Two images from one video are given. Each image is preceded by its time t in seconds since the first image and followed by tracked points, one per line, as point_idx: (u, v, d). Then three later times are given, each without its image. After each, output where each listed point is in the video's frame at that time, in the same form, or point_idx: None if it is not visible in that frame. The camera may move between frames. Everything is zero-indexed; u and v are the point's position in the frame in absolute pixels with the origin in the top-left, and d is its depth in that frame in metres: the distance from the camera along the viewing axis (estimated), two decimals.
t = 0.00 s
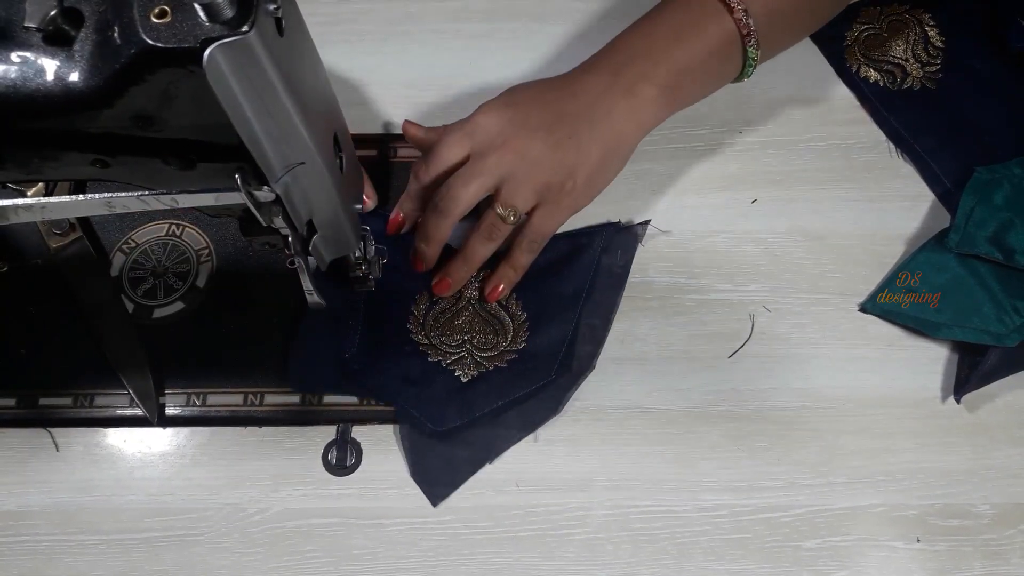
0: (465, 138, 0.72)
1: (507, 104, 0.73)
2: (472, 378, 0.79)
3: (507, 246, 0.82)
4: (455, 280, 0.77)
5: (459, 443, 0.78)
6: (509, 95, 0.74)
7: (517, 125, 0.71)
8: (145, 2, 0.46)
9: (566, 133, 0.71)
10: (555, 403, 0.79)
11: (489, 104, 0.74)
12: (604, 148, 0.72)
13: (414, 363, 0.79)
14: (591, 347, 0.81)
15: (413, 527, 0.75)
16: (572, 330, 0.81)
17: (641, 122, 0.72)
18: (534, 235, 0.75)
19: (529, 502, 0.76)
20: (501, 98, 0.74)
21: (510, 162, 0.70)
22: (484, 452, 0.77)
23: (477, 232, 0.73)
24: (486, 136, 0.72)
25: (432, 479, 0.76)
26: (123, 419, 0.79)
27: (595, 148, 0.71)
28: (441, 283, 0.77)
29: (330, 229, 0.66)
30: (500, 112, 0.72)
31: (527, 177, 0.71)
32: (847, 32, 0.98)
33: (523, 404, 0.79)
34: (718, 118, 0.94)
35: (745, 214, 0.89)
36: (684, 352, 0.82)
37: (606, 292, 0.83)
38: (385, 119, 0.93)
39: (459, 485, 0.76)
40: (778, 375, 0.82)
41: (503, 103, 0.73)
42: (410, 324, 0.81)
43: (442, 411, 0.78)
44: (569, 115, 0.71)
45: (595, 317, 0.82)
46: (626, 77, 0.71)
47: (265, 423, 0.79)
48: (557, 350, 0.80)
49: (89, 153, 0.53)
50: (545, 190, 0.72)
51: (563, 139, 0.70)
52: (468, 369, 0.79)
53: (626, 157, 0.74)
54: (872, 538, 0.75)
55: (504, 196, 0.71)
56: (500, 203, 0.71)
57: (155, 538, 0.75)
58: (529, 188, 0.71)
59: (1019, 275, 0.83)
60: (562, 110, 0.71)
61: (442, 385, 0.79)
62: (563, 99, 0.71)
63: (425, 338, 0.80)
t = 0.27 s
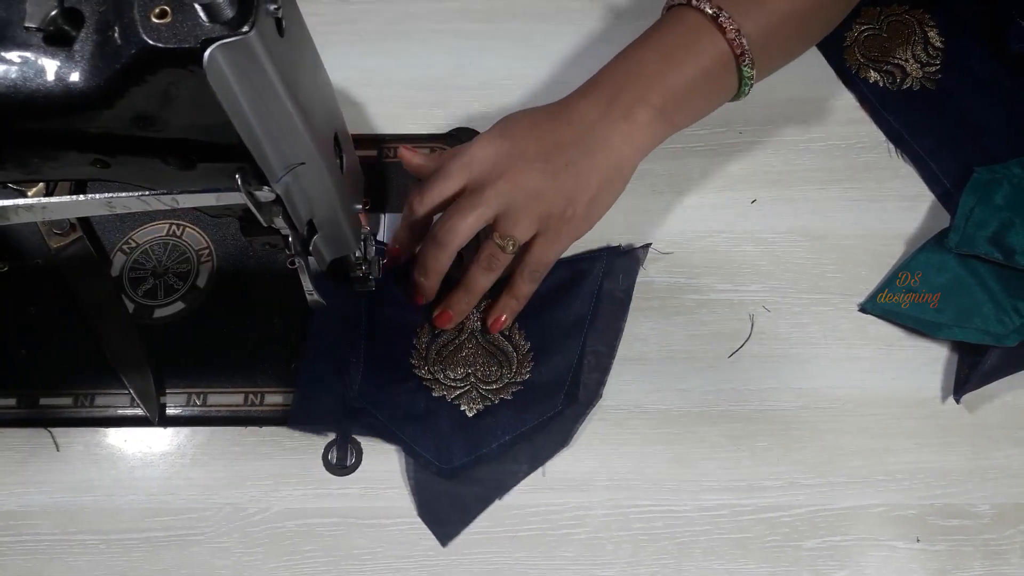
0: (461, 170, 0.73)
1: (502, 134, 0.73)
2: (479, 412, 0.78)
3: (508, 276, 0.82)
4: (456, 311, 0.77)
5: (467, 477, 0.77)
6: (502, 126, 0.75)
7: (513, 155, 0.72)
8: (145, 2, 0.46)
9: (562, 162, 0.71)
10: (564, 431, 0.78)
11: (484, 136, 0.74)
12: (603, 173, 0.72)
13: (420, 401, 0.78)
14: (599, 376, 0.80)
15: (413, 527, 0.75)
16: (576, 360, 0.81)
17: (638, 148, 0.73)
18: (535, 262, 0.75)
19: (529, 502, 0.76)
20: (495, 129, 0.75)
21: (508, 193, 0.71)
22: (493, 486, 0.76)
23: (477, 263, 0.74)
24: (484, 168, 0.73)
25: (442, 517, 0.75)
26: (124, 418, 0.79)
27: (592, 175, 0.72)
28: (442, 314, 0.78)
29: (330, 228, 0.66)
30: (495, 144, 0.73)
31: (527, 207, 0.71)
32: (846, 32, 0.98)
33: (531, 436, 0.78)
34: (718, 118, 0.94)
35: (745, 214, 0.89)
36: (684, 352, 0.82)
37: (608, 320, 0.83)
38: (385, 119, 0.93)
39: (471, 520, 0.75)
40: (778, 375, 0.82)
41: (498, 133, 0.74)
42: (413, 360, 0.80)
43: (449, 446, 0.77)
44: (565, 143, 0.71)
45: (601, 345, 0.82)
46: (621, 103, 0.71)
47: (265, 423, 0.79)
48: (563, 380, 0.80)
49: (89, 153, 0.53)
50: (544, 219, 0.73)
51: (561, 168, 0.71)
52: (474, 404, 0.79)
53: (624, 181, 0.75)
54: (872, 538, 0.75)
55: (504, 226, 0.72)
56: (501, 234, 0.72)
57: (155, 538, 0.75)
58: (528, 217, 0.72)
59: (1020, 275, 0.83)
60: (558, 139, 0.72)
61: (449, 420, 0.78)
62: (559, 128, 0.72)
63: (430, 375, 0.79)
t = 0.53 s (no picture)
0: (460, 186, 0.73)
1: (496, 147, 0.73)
2: (503, 429, 0.78)
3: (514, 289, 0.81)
4: (467, 330, 0.76)
5: (499, 496, 0.75)
6: (495, 138, 0.74)
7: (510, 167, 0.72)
8: (144, 1, 0.46)
9: (561, 170, 0.71)
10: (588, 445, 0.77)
11: (478, 151, 0.74)
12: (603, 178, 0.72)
13: (443, 426, 0.77)
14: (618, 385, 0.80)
15: (413, 527, 0.75)
16: (591, 367, 0.80)
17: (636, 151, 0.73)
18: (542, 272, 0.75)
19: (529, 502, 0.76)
20: (489, 144, 0.74)
21: (509, 206, 0.71)
22: (527, 508, 0.75)
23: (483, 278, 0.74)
24: (482, 181, 0.73)
25: (481, 539, 0.74)
26: (123, 419, 0.79)
27: (593, 180, 0.72)
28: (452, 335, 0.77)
29: (330, 229, 0.65)
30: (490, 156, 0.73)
31: (529, 218, 0.71)
32: (847, 32, 0.98)
33: (557, 451, 0.77)
34: (718, 118, 0.94)
35: (745, 213, 0.89)
36: (684, 352, 0.82)
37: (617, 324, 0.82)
38: (385, 119, 0.93)
39: (510, 540, 0.74)
40: (778, 375, 0.81)
41: (492, 146, 0.74)
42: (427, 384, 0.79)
43: (477, 467, 0.76)
44: (561, 151, 0.71)
45: (614, 350, 0.81)
46: (615, 107, 0.71)
47: (265, 423, 0.79)
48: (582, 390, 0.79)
49: (89, 153, 0.53)
50: (547, 228, 0.73)
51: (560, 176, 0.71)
52: (497, 422, 0.78)
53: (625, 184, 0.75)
54: (872, 538, 0.75)
55: (508, 238, 0.72)
56: (506, 246, 0.72)
57: (155, 538, 0.75)
58: (532, 228, 0.72)
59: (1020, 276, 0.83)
60: (554, 148, 0.71)
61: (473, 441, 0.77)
62: (553, 137, 0.72)
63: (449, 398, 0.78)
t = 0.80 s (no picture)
0: (473, 192, 0.73)
1: (504, 150, 0.73)
2: (561, 417, 0.76)
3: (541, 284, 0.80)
4: (501, 333, 0.75)
5: (571, 487, 0.75)
6: (502, 142, 0.74)
7: (519, 166, 0.71)
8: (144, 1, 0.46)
9: (569, 162, 0.70)
10: (636, 435, 0.76)
11: (486, 157, 0.74)
12: (613, 164, 0.71)
13: (504, 426, 0.76)
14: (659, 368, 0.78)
15: (413, 527, 0.75)
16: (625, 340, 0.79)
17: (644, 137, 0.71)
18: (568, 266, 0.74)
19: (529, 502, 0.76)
20: (496, 149, 0.74)
21: (525, 202, 0.70)
22: (602, 498, 0.74)
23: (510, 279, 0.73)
24: (495, 185, 0.73)
25: (570, 527, 0.74)
26: (123, 419, 0.79)
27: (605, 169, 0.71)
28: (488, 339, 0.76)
29: (330, 228, 0.65)
30: (497, 160, 0.73)
31: (546, 211, 0.70)
32: (847, 32, 0.98)
33: (610, 443, 0.76)
34: (718, 118, 0.94)
35: (745, 213, 0.89)
36: (684, 352, 0.82)
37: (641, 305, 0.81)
38: (385, 119, 0.93)
39: (598, 520, 0.74)
40: (778, 375, 0.81)
41: (500, 151, 0.73)
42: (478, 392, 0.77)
43: (548, 456, 0.75)
44: (568, 144, 0.70)
45: (644, 329, 0.79)
46: (620, 97, 0.70)
47: (265, 423, 0.79)
48: (624, 374, 0.78)
49: (89, 153, 0.53)
50: (566, 220, 0.71)
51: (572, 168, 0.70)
52: (553, 412, 0.76)
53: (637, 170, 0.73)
54: (872, 538, 0.75)
55: (529, 234, 0.71)
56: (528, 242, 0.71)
57: (155, 538, 0.75)
58: (551, 220, 0.70)
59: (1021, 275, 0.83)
60: (561, 142, 0.71)
61: (531, 438, 0.75)
62: (558, 131, 0.71)
63: (503, 399, 0.77)
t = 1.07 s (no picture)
0: (492, 157, 0.65)
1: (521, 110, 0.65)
2: (623, 332, 0.80)
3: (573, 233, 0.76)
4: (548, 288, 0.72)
5: (667, 413, 0.78)
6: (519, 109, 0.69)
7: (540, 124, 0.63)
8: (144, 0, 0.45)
9: (592, 120, 0.63)
10: (691, 357, 0.81)
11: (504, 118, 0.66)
12: (639, 123, 0.64)
13: (574, 359, 0.78)
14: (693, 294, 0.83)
15: (413, 528, 0.75)
16: (658, 268, 0.83)
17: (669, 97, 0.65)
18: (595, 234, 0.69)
19: (529, 503, 0.76)
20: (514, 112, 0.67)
21: (549, 162, 0.62)
22: (688, 426, 0.78)
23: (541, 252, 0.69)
24: (514, 146, 0.64)
25: (669, 428, 0.78)
26: (123, 419, 0.78)
27: (638, 125, 0.64)
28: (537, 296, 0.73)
29: (330, 229, 0.65)
30: (514, 120, 0.65)
31: (571, 172, 0.62)
32: (851, 28, 0.97)
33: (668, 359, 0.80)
34: (718, 117, 0.94)
35: (745, 213, 0.89)
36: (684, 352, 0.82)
37: (650, 245, 0.84)
38: (385, 119, 0.93)
39: (690, 418, 0.78)
40: (779, 375, 0.81)
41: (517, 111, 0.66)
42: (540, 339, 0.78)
43: (620, 377, 0.78)
44: (589, 102, 0.63)
45: (661, 262, 0.84)
46: (644, 52, 0.65)
47: (264, 423, 0.78)
48: (659, 294, 0.82)
49: (88, 153, 0.53)
50: (592, 182, 0.64)
51: (602, 123, 0.63)
52: (615, 332, 0.80)
53: (663, 132, 0.67)
54: (873, 539, 0.75)
55: (554, 199, 0.63)
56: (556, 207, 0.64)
57: (154, 538, 0.74)
58: (578, 183, 0.63)
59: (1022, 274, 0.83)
60: (582, 100, 0.64)
61: (595, 363, 0.78)
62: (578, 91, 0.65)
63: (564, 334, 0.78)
